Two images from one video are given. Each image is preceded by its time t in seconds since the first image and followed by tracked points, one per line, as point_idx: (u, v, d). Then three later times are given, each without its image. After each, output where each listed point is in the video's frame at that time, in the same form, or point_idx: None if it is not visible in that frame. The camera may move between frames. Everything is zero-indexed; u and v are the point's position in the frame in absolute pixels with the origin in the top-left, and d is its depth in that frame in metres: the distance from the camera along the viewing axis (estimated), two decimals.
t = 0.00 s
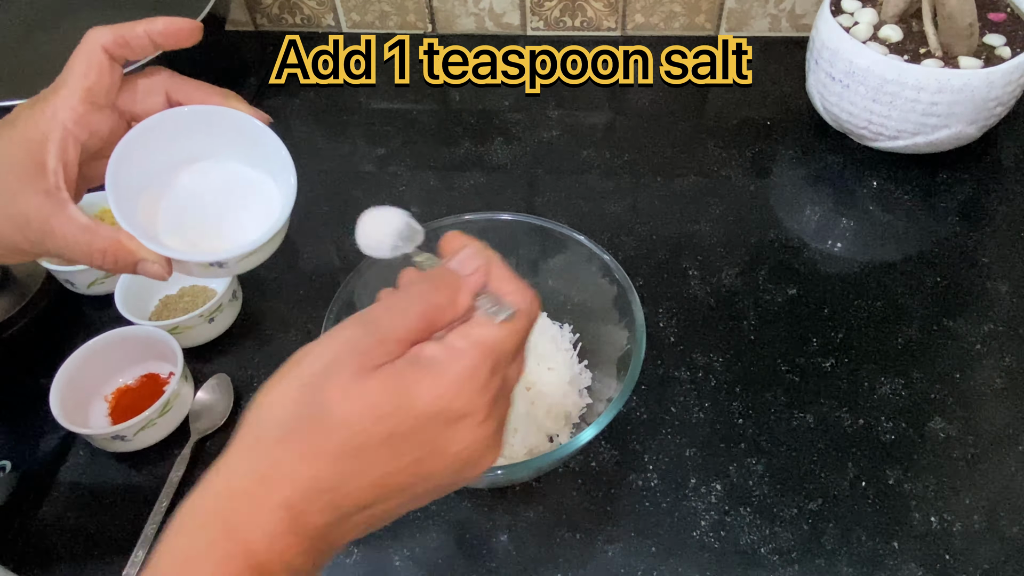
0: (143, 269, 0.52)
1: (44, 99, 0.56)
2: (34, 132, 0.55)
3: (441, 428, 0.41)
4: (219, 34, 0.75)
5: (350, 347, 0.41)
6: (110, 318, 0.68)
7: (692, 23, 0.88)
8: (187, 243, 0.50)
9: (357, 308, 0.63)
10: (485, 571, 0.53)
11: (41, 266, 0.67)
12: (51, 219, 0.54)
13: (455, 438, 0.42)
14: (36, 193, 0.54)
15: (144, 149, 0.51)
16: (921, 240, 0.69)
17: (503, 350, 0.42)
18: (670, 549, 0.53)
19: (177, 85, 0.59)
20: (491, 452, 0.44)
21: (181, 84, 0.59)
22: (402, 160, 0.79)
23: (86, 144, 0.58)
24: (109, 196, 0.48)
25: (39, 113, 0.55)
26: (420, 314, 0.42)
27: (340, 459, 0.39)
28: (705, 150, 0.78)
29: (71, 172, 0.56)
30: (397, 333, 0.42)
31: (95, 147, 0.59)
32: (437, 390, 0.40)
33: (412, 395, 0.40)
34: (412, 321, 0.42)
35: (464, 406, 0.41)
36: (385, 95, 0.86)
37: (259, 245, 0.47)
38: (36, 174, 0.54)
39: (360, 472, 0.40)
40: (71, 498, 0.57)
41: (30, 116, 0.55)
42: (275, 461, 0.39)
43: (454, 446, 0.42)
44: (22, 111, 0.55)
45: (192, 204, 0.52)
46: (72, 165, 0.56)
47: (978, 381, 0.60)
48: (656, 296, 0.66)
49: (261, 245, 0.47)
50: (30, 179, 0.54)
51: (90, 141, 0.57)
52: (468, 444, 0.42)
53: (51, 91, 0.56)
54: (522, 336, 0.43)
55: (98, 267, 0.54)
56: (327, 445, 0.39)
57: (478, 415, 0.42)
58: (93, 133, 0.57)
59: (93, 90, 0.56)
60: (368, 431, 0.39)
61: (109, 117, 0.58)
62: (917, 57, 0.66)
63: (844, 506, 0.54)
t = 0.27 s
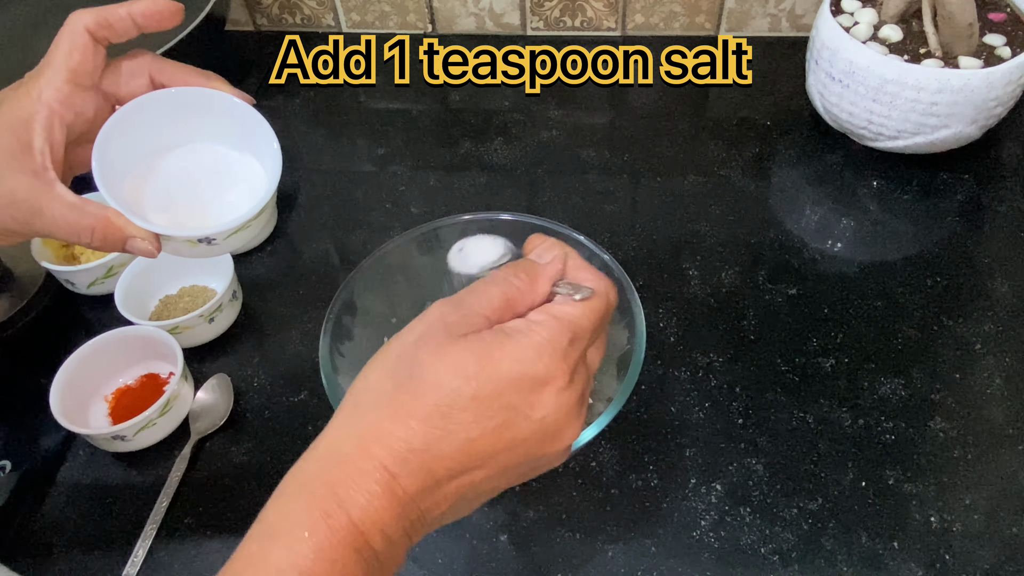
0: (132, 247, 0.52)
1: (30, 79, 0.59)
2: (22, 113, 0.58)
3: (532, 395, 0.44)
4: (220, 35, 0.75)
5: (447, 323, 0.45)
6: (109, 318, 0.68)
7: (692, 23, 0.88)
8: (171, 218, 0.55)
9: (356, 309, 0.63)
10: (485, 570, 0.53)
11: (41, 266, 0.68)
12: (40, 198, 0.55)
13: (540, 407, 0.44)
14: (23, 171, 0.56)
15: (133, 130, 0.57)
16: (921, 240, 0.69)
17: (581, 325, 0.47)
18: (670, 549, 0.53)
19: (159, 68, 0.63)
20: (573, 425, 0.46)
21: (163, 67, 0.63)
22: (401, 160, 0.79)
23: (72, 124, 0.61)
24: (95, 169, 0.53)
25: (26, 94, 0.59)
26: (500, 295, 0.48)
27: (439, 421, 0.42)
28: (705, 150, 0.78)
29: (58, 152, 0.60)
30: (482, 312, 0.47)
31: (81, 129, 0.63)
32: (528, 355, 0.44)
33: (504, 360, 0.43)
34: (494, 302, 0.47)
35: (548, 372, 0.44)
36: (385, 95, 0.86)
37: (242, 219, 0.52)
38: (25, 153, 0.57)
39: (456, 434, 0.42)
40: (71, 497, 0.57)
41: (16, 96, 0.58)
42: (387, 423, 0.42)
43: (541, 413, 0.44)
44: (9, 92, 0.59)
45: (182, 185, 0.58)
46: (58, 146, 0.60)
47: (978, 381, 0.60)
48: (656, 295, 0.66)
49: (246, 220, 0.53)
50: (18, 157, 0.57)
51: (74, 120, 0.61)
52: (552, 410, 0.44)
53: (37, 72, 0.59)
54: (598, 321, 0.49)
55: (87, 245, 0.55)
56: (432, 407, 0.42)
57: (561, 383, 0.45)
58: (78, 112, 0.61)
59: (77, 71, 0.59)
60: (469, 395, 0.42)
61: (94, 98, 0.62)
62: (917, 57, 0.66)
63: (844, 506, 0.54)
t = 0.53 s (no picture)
0: (131, 246, 0.52)
1: (31, 81, 0.59)
2: (23, 113, 0.57)
3: (538, 496, 0.40)
4: (220, 35, 0.75)
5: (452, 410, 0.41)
6: (109, 318, 0.68)
7: (692, 23, 0.88)
8: (171, 219, 0.55)
9: (356, 308, 0.63)
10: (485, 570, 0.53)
11: (41, 265, 0.68)
12: (40, 196, 0.55)
13: (548, 504, 0.40)
14: (24, 170, 0.56)
15: (134, 134, 0.57)
16: (921, 240, 0.69)
17: (593, 420, 0.42)
18: (670, 549, 0.53)
19: (160, 72, 0.63)
20: (580, 520, 0.42)
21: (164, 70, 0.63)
22: (401, 160, 0.79)
23: (72, 124, 0.61)
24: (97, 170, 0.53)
25: (25, 95, 0.58)
26: (510, 378, 0.42)
27: (437, 518, 0.38)
28: (705, 150, 0.78)
29: (59, 153, 0.59)
30: (490, 399, 0.41)
31: (80, 129, 0.63)
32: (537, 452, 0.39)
33: (509, 456, 0.39)
34: (502, 387, 0.42)
35: (558, 472, 0.40)
36: (385, 95, 0.86)
37: (241, 216, 0.53)
38: (25, 151, 0.57)
39: (455, 532, 0.38)
40: (71, 497, 0.57)
41: (18, 96, 0.58)
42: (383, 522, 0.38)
43: (548, 511, 0.40)
44: (11, 94, 0.58)
45: (182, 188, 0.58)
46: (59, 146, 0.59)
47: (978, 381, 0.60)
48: (656, 295, 0.66)
49: (244, 216, 0.53)
50: (18, 156, 0.56)
51: (75, 121, 0.61)
52: (558, 512, 0.40)
53: (37, 74, 0.59)
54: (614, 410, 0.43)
55: (87, 243, 0.54)
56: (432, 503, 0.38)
57: (570, 482, 0.40)
58: (79, 113, 0.61)
59: (78, 71, 0.59)
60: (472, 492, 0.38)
61: (94, 100, 0.62)
62: (917, 57, 0.66)
63: (844, 506, 0.54)
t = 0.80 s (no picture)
0: (127, 248, 0.52)
1: (28, 82, 0.59)
2: (20, 115, 0.58)
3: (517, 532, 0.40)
4: (220, 35, 0.75)
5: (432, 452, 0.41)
6: (109, 318, 0.68)
7: (692, 24, 0.88)
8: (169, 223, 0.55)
9: (356, 308, 0.63)
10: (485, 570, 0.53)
11: (41, 266, 0.68)
12: (36, 197, 0.55)
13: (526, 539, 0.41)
14: (21, 172, 0.56)
15: (130, 139, 0.57)
16: (920, 240, 0.70)
17: (567, 454, 0.42)
18: (671, 549, 0.53)
19: (158, 74, 0.63)
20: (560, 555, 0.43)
21: (161, 73, 0.63)
22: (402, 160, 0.79)
23: (69, 126, 0.61)
24: (93, 172, 0.53)
25: (22, 97, 0.58)
26: (487, 419, 0.43)
27: (417, 557, 0.39)
28: (705, 150, 0.78)
29: (55, 154, 0.59)
30: (468, 438, 0.42)
31: (77, 131, 0.63)
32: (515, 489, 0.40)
33: (486, 491, 0.39)
34: (480, 426, 0.43)
35: (536, 508, 0.40)
36: (385, 95, 0.86)
37: (238, 217, 0.53)
38: (22, 154, 0.57)
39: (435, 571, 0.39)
40: (71, 498, 0.57)
41: (15, 98, 0.58)
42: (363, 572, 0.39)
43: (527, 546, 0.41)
44: (8, 95, 0.59)
45: (179, 192, 0.58)
46: (56, 147, 0.59)
47: (978, 381, 0.60)
48: (656, 296, 0.66)
49: (242, 217, 0.53)
50: (16, 159, 0.57)
51: (72, 122, 0.61)
52: (535, 543, 0.41)
53: (35, 76, 0.59)
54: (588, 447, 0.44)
55: (82, 245, 0.54)
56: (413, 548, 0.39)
57: (548, 516, 0.41)
58: (75, 115, 0.61)
59: (75, 73, 0.60)
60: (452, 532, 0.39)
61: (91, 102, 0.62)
62: (917, 57, 0.66)
63: (844, 506, 0.54)
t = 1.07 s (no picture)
0: (125, 259, 0.52)
1: (27, 94, 0.59)
2: (19, 127, 0.58)
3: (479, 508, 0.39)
4: (221, 35, 0.75)
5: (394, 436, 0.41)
6: (109, 318, 0.68)
7: (692, 23, 0.88)
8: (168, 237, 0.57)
9: (356, 308, 0.63)
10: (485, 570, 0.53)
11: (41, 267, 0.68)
12: (32, 209, 0.55)
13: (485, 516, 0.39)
14: (18, 185, 0.56)
15: (129, 161, 0.59)
16: (921, 240, 0.69)
17: (512, 424, 0.42)
18: (670, 550, 0.53)
19: (161, 92, 0.65)
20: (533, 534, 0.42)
21: (164, 90, 0.65)
22: (402, 160, 0.79)
23: (68, 139, 0.61)
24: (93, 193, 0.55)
25: (21, 108, 0.58)
26: (445, 404, 0.43)
27: (376, 545, 0.37)
28: (705, 150, 0.78)
29: (53, 167, 0.59)
30: (426, 424, 0.42)
31: (76, 145, 0.63)
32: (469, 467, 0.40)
33: (431, 473, 0.39)
34: (438, 411, 0.43)
35: (489, 488, 0.40)
36: (385, 95, 0.86)
37: (236, 228, 0.53)
38: (21, 167, 0.57)
39: (391, 556, 0.37)
40: (70, 497, 0.57)
41: (14, 110, 0.58)
42: None
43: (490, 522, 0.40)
44: (6, 106, 0.58)
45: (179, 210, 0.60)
46: (54, 160, 0.59)
47: (978, 381, 0.60)
48: (656, 296, 0.66)
49: (240, 229, 0.54)
50: (14, 171, 0.57)
51: (71, 135, 0.61)
52: (489, 524, 0.39)
53: (33, 87, 0.59)
54: (559, 436, 0.45)
55: (79, 257, 0.54)
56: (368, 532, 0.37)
57: (505, 494, 0.40)
58: (75, 128, 0.61)
59: (76, 86, 0.59)
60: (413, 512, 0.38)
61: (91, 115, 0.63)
62: (917, 57, 0.66)
63: (844, 506, 0.54)
